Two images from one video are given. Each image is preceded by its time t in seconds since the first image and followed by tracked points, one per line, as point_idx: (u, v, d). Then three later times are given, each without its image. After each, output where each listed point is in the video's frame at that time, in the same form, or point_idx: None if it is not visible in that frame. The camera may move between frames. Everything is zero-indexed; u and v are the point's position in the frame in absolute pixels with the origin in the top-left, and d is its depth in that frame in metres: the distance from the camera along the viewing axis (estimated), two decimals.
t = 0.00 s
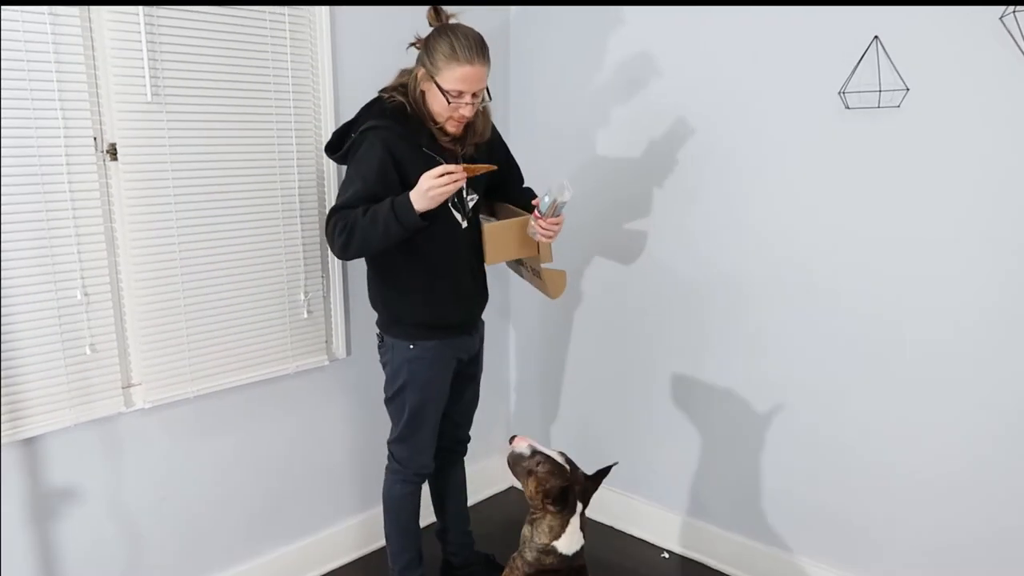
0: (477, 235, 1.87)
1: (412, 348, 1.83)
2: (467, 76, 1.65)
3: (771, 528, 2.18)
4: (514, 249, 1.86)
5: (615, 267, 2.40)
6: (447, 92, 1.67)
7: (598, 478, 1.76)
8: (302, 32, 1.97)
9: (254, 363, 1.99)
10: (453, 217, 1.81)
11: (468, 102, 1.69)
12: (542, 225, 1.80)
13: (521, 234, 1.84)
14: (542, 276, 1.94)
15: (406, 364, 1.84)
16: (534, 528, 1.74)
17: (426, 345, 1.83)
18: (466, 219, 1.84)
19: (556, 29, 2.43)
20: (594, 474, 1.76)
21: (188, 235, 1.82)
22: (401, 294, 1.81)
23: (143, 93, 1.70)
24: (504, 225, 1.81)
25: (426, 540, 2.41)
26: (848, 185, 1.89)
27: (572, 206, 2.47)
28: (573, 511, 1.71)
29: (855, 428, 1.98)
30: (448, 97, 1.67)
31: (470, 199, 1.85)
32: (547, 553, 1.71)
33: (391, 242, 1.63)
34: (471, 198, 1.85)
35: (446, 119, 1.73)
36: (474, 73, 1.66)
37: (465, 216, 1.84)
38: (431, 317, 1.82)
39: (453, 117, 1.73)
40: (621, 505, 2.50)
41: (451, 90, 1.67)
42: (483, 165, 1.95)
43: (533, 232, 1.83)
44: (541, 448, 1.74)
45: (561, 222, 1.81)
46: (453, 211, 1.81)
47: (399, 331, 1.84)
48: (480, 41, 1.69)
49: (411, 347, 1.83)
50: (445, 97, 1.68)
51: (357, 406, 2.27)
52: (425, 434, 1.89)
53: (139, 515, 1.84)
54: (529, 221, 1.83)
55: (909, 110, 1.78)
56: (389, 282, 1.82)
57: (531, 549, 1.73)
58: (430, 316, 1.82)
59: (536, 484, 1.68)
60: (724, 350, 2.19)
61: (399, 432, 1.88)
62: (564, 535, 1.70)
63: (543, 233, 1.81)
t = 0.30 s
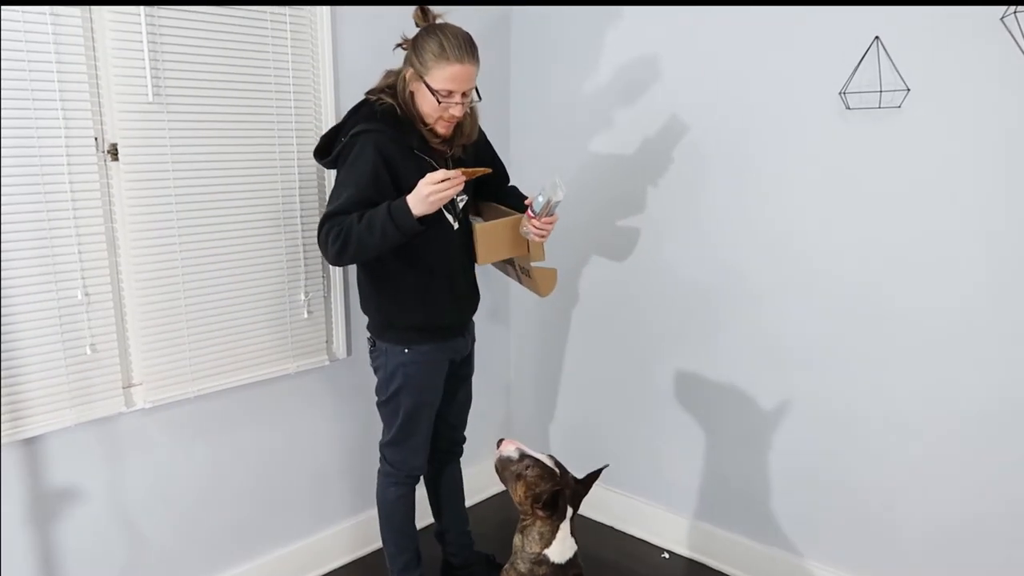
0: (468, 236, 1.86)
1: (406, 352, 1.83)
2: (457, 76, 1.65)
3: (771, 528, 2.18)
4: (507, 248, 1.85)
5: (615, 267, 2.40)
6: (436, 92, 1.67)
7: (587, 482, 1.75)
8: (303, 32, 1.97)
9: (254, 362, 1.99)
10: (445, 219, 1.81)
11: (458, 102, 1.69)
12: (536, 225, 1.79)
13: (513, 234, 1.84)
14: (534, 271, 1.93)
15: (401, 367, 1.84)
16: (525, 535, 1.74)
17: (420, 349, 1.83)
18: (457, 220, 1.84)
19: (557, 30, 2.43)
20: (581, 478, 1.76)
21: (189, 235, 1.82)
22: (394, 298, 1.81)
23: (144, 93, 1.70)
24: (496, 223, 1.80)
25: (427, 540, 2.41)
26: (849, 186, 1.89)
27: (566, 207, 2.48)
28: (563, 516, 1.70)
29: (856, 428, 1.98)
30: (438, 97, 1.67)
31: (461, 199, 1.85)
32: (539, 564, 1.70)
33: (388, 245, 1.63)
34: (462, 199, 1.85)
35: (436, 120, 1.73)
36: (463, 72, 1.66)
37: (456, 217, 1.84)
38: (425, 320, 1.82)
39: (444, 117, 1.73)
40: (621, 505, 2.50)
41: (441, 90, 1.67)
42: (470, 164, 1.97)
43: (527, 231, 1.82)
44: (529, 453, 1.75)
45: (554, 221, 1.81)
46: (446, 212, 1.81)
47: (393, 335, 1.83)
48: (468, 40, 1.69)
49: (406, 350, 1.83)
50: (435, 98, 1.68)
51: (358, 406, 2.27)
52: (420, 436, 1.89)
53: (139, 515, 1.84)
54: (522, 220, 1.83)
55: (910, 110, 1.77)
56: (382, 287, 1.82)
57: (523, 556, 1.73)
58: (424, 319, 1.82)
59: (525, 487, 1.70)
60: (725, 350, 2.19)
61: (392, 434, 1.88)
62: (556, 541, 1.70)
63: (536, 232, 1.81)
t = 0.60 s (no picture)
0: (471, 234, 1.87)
1: (408, 352, 1.83)
2: (453, 71, 1.65)
3: (775, 528, 2.18)
4: (508, 244, 1.85)
5: (620, 266, 2.40)
6: (433, 88, 1.68)
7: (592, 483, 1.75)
8: (307, 30, 1.97)
9: (259, 360, 1.99)
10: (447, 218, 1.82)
11: (456, 98, 1.69)
12: (537, 221, 1.79)
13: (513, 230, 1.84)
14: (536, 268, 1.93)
15: (404, 366, 1.84)
16: (528, 535, 1.73)
17: (424, 348, 1.84)
18: (457, 218, 1.85)
19: (561, 28, 2.43)
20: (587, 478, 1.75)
21: (193, 233, 1.82)
22: (398, 300, 1.81)
23: (149, 92, 1.71)
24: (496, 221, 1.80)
25: (431, 539, 2.41)
26: (854, 184, 1.89)
27: (569, 206, 2.49)
28: (567, 516, 1.71)
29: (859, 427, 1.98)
30: (434, 93, 1.67)
31: (461, 198, 1.87)
32: (541, 565, 1.70)
33: (385, 244, 1.62)
34: (462, 197, 1.87)
35: (434, 117, 1.73)
36: (460, 67, 1.66)
37: (456, 216, 1.85)
38: (429, 320, 1.83)
39: (441, 114, 1.73)
40: (625, 503, 2.50)
41: (438, 86, 1.67)
42: (469, 160, 1.98)
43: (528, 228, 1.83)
44: (532, 452, 1.75)
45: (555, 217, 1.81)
46: (446, 211, 1.82)
47: (396, 335, 1.84)
48: (463, 36, 1.70)
49: (409, 350, 1.83)
50: (432, 94, 1.68)
51: (362, 404, 2.27)
52: (423, 435, 1.89)
53: (144, 512, 1.84)
54: (523, 216, 1.83)
55: (915, 109, 1.77)
56: (384, 287, 1.82)
57: (526, 556, 1.73)
58: (428, 319, 1.82)
59: (528, 486, 1.69)
60: (729, 349, 2.19)
61: (395, 433, 1.89)
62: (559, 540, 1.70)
63: (538, 229, 1.81)
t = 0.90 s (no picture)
0: (477, 236, 1.85)
1: (414, 350, 1.83)
2: (453, 66, 1.66)
3: (779, 526, 2.18)
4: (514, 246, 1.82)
5: (624, 264, 2.40)
6: (434, 84, 1.68)
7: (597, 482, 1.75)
8: (311, 27, 1.97)
9: (264, 358, 2.00)
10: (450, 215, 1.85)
11: (457, 93, 1.70)
12: (541, 218, 1.80)
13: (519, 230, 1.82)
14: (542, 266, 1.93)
15: (409, 365, 1.84)
16: (534, 534, 1.73)
17: (429, 346, 1.84)
18: (462, 216, 1.88)
19: (565, 26, 2.42)
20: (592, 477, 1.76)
21: (197, 231, 1.82)
22: (403, 298, 1.82)
23: (153, 91, 1.71)
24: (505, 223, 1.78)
25: (434, 537, 2.41)
26: (859, 182, 1.88)
27: (574, 204, 2.50)
28: (571, 515, 1.70)
29: (864, 426, 1.97)
30: (436, 89, 1.68)
31: (466, 195, 1.89)
32: (547, 563, 1.70)
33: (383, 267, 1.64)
34: (467, 195, 1.88)
35: (436, 113, 1.74)
36: (460, 62, 1.66)
37: (460, 214, 1.87)
38: (434, 319, 1.83)
39: (443, 111, 1.73)
40: (629, 502, 2.50)
41: (439, 82, 1.68)
42: (475, 156, 1.97)
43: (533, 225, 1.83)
44: (536, 450, 1.76)
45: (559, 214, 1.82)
46: (450, 208, 1.85)
47: (401, 333, 1.84)
48: (463, 30, 1.70)
49: (414, 348, 1.83)
50: (433, 90, 1.69)
51: (366, 402, 2.27)
52: (427, 433, 1.89)
53: (149, 510, 1.85)
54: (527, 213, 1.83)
55: (920, 106, 1.76)
56: (388, 286, 1.83)
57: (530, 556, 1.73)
58: (433, 317, 1.83)
59: (533, 484, 1.70)
60: (733, 348, 2.18)
61: (401, 431, 1.89)
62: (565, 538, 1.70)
63: (541, 225, 1.82)
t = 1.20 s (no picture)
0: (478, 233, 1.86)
1: (413, 348, 1.83)
2: (454, 59, 1.66)
3: (779, 526, 2.18)
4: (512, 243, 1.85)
5: (625, 264, 2.39)
6: (435, 79, 1.68)
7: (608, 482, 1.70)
8: (312, 26, 1.97)
9: (265, 358, 2.00)
10: (452, 214, 1.84)
11: (458, 87, 1.70)
12: (539, 217, 1.81)
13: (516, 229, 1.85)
14: (540, 266, 1.94)
15: (409, 362, 1.84)
16: (535, 526, 1.71)
17: (429, 343, 1.84)
18: (462, 214, 1.87)
19: (566, 26, 2.42)
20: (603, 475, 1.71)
21: (198, 231, 1.83)
22: (403, 296, 1.82)
23: (154, 90, 1.71)
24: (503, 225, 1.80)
25: (434, 537, 2.41)
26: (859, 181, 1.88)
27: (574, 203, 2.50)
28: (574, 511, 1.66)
29: (863, 425, 1.97)
30: (437, 83, 1.68)
31: (467, 194, 1.89)
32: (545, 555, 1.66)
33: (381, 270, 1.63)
34: (467, 194, 1.89)
35: (438, 109, 1.74)
36: (461, 56, 1.67)
37: (461, 212, 1.87)
38: (433, 317, 1.83)
39: (445, 106, 1.73)
40: (630, 503, 2.50)
41: (440, 77, 1.68)
42: (477, 153, 1.97)
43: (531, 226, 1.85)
44: (547, 440, 1.72)
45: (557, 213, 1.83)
46: (451, 208, 1.84)
47: (402, 331, 1.84)
48: (463, 25, 1.70)
49: (414, 346, 1.83)
50: (434, 85, 1.69)
51: (368, 400, 2.27)
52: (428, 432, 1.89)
53: (150, 510, 1.85)
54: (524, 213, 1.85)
55: (922, 106, 1.76)
56: (388, 284, 1.83)
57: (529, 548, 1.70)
58: (433, 316, 1.83)
59: (536, 477, 1.65)
60: (733, 347, 2.18)
61: (401, 429, 1.89)
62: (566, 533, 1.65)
63: (539, 224, 1.83)
